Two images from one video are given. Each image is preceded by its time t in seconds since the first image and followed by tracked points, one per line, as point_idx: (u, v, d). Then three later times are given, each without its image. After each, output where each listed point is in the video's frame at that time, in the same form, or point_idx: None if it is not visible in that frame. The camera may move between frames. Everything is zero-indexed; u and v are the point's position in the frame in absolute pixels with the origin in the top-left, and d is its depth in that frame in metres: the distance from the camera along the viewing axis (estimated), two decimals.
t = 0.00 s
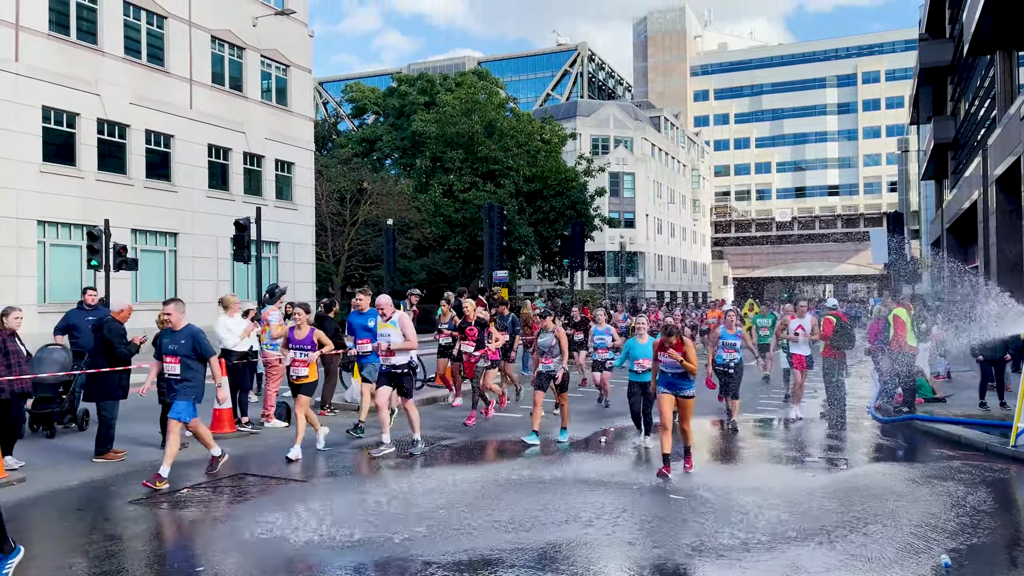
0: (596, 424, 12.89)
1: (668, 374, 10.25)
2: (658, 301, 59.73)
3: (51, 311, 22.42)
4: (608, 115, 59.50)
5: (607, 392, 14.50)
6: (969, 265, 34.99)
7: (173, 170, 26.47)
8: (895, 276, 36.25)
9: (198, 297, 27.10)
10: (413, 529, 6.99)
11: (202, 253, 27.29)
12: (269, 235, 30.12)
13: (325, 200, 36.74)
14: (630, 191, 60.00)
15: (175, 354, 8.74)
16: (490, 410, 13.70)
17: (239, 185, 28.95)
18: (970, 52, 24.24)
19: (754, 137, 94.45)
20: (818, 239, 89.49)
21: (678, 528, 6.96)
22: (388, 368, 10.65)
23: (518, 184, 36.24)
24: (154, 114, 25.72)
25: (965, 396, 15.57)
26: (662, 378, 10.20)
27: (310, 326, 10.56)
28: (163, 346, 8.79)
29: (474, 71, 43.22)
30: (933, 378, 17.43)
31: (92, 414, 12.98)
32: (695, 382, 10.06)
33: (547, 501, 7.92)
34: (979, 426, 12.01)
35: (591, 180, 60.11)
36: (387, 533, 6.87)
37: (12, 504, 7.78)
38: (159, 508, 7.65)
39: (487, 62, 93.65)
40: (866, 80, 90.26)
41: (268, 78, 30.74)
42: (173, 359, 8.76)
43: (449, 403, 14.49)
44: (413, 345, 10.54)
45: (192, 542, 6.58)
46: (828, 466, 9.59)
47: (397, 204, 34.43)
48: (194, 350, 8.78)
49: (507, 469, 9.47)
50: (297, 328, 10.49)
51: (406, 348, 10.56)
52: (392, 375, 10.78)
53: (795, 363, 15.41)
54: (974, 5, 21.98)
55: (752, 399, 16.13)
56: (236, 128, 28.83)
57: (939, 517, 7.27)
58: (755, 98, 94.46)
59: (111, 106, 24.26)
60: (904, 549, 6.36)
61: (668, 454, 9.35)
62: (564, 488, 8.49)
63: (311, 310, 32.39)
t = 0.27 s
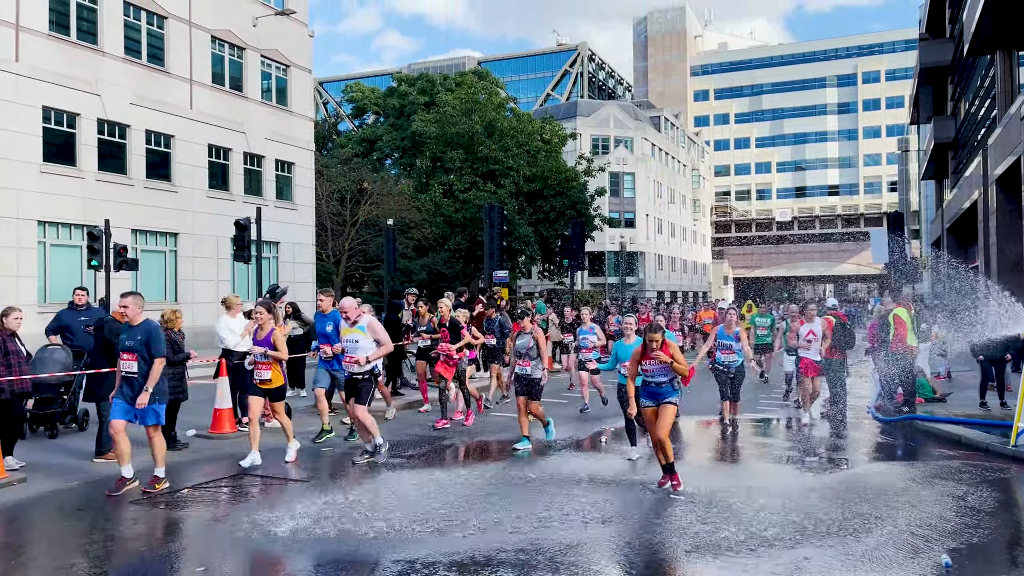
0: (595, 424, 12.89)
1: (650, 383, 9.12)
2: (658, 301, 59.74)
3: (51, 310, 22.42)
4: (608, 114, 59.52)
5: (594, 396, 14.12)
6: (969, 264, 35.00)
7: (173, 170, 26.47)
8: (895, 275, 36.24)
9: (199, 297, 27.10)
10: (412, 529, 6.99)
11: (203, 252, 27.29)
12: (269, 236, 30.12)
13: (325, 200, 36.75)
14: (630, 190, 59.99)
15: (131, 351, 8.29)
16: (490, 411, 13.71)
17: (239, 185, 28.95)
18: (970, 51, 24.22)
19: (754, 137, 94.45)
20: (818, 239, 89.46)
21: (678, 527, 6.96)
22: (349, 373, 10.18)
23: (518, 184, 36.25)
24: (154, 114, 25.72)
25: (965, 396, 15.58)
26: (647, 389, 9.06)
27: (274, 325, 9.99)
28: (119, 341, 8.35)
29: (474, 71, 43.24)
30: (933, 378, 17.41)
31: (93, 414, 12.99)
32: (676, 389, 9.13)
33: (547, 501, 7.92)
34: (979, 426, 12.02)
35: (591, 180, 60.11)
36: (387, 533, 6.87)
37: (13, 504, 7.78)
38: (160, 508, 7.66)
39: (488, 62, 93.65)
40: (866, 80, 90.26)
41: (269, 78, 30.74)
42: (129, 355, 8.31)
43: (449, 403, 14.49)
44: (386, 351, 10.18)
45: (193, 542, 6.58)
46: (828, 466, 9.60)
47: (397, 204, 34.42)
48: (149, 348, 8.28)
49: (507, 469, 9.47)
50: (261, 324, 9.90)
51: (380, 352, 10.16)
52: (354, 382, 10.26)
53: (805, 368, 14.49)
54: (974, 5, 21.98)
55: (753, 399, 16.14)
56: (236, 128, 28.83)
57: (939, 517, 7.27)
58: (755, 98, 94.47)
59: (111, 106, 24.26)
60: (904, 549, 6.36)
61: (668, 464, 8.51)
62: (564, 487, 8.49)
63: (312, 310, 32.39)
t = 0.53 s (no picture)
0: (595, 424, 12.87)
1: (629, 393, 7.96)
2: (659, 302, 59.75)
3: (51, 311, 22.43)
4: (608, 115, 59.55)
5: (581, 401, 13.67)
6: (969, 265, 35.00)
7: (173, 170, 26.47)
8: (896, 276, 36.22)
9: (199, 297, 27.10)
10: (412, 530, 6.97)
11: (203, 253, 27.31)
12: (270, 236, 30.12)
13: (325, 200, 36.75)
14: (630, 191, 59.99)
15: (76, 359, 7.65)
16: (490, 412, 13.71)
17: (239, 186, 28.96)
18: (970, 52, 24.21)
19: (755, 137, 94.46)
20: (818, 239, 89.43)
21: (679, 528, 6.95)
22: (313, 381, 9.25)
23: (518, 184, 36.27)
24: (155, 115, 25.73)
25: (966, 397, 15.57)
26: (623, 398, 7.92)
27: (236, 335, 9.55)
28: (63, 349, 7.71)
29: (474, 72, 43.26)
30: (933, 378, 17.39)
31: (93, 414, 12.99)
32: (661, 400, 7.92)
33: (548, 501, 7.91)
34: (979, 426, 12.02)
35: (592, 181, 60.12)
36: (387, 533, 6.86)
37: (14, 505, 7.77)
38: (160, 509, 7.65)
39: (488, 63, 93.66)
40: (867, 81, 90.26)
41: (269, 78, 30.74)
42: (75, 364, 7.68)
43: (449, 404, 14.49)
44: (355, 357, 9.27)
45: (193, 542, 6.57)
46: (828, 466, 9.59)
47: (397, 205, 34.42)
48: (93, 357, 7.62)
49: (508, 470, 9.47)
50: (221, 333, 9.47)
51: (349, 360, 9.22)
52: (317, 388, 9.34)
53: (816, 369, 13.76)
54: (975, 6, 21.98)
55: (753, 399, 16.14)
56: (236, 129, 28.83)
57: (940, 518, 7.27)
58: (755, 98, 94.48)
59: (112, 106, 24.27)
60: (905, 549, 6.35)
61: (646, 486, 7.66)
62: (564, 488, 8.49)
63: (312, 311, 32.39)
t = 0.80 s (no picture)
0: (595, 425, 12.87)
1: (598, 397, 7.67)
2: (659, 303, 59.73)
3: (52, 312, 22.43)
4: (609, 116, 59.59)
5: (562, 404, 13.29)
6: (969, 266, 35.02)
7: (174, 171, 26.49)
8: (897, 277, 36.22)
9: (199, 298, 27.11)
10: (413, 530, 6.98)
11: (203, 254, 27.32)
12: (270, 237, 30.12)
13: (326, 201, 36.75)
14: (631, 192, 59.98)
15: (23, 361, 7.34)
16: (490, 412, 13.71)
17: (240, 187, 28.98)
18: (970, 52, 24.22)
19: (755, 138, 94.51)
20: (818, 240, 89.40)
21: (679, 528, 6.96)
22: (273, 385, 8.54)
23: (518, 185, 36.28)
24: (155, 116, 25.74)
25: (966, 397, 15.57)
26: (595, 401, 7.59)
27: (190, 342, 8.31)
28: (9, 351, 7.38)
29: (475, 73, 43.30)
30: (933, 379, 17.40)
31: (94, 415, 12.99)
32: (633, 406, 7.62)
33: (549, 502, 7.92)
34: (980, 426, 12.03)
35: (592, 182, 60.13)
36: (388, 533, 6.87)
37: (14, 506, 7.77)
38: (160, 510, 7.65)
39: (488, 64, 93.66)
40: (867, 81, 90.30)
41: (270, 79, 30.76)
42: (21, 366, 7.36)
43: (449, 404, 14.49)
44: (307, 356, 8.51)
45: (194, 543, 6.57)
46: (829, 467, 9.59)
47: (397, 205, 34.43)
48: (45, 357, 7.32)
49: (508, 470, 9.47)
50: (175, 340, 8.25)
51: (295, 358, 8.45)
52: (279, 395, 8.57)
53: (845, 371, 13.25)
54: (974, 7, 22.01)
55: (753, 400, 16.14)
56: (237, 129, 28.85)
57: (940, 518, 7.27)
58: (755, 99, 94.52)
59: (112, 107, 24.28)
60: (905, 550, 6.35)
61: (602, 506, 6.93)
62: (564, 488, 8.49)
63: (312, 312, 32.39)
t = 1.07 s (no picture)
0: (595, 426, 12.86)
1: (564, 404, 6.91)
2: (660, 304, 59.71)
3: (52, 313, 22.45)
4: (609, 117, 59.61)
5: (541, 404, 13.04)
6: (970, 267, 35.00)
7: (175, 172, 26.51)
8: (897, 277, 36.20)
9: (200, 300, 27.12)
10: (413, 530, 6.98)
11: (204, 255, 27.34)
12: (270, 237, 30.12)
13: (326, 202, 36.75)
14: (631, 193, 59.96)
15: None
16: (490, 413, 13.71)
17: (241, 188, 29.00)
18: (970, 53, 24.22)
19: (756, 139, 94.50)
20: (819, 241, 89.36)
21: (679, 529, 6.96)
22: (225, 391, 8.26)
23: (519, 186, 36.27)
24: (156, 117, 25.76)
25: (967, 399, 15.56)
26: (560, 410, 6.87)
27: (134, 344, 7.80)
28: None
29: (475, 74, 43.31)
30: (934, 380, 17.43)
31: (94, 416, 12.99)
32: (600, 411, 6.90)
33: (549, 503, 7.91)
34: (980, 427, 12.02)
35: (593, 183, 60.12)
36: (389, 534, 6.87)
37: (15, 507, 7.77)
38: (161, 511, 7.65)
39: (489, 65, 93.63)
40: (868, 82, 90.30)
41: (271, 80, 30.78)
42: None
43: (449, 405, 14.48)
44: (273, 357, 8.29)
45: (194, 544, 6.57)
46: (828, 468, 9.58)
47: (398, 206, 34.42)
48: None
49: (508, 471, 9.46)
50: (116, 343, 7.73)
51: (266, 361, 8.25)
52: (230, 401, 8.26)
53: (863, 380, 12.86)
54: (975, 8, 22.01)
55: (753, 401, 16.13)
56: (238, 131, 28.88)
57: (940, 519, 7.27)
58: (756, 100, 94.53)
59: (113, 108, 24.30)
60: (905, 550, 6.35)
61: (578, 524, 6.29)
62: (565, 489, 8.49)
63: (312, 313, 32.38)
